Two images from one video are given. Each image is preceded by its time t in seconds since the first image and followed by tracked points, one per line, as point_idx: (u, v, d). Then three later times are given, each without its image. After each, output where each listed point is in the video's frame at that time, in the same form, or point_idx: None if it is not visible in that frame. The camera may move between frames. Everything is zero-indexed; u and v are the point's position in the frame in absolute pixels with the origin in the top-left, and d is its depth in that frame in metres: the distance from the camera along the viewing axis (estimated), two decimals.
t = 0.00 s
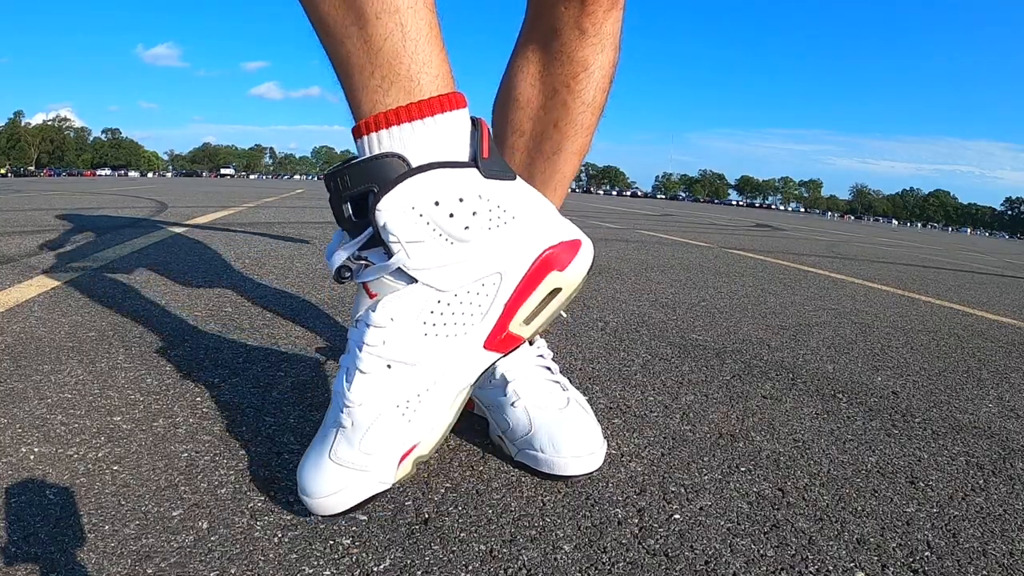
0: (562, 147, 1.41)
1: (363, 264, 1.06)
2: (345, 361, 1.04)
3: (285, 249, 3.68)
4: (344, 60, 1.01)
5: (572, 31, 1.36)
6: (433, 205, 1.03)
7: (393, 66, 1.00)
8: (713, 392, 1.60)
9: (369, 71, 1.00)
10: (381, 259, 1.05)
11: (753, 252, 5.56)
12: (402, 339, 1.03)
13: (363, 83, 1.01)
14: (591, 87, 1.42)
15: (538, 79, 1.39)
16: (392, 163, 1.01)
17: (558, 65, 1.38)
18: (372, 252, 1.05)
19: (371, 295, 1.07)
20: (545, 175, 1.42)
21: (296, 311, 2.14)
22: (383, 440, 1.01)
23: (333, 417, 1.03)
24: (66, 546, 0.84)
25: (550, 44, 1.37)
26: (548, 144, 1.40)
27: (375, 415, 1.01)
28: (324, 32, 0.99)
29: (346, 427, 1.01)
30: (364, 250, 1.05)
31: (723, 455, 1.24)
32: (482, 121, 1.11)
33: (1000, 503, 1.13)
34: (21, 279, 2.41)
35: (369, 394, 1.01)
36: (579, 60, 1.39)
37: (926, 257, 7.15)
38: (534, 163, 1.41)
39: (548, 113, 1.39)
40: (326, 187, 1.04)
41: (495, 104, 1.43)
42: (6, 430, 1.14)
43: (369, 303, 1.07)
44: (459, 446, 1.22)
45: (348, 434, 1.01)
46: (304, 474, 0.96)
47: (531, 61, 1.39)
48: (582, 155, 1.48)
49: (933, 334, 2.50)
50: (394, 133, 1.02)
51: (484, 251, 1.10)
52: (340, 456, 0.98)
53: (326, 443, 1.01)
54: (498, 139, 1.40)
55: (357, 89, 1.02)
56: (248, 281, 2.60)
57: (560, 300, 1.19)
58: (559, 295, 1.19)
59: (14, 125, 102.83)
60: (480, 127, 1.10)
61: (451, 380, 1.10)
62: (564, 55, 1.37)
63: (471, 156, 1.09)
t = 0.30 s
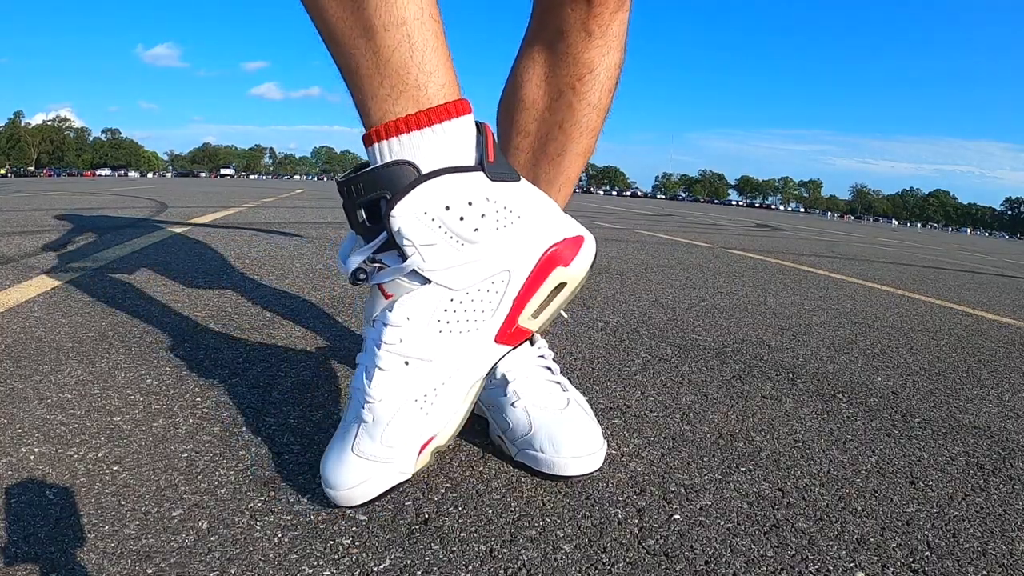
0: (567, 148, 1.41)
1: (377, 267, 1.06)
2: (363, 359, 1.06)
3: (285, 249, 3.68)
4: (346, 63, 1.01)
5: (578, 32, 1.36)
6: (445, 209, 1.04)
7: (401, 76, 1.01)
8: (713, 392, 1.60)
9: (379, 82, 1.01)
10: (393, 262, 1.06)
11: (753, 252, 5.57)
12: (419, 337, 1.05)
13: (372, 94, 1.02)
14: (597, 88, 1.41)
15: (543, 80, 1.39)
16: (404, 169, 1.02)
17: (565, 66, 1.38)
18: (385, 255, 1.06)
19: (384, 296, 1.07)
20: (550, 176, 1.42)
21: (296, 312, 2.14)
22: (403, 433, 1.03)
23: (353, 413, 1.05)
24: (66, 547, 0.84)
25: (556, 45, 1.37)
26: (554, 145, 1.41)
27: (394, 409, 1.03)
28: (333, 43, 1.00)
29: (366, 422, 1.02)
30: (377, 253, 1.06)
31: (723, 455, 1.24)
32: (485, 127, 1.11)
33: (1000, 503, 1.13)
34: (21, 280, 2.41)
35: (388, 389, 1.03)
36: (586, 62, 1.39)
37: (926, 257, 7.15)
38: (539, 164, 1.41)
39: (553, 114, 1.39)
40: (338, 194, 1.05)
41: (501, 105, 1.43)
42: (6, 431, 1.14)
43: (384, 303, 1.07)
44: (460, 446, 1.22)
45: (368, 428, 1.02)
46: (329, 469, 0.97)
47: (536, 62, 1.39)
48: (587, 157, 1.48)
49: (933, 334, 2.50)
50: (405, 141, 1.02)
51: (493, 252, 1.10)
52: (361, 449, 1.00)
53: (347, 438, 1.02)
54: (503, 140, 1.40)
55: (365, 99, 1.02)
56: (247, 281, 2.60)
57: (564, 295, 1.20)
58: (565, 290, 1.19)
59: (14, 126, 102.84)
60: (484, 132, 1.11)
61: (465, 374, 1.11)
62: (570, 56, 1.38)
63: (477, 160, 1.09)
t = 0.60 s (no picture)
0: (573, 148, 1.41)
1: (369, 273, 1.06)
2: (346, 364, 1.06)
3: (285, 249, 3.68)
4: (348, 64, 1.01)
5: (584, 32, 1.36)
6: (442, 220, 1.05)
7: (402, 85, 1.01)
8: (713, 392, 1.60)
9: (380, 89, 1.01)
10: (386, 270, 1.06)
11: (753, 253, 5.57)
12: (405, 344, 1.05)
13: (372, 100, 1.02)
14: (602, 89, 1.42)
15: (550, 79, 1.39)
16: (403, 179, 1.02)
17: (571, 66, 1.38)
18: (378, 263, 1.05)
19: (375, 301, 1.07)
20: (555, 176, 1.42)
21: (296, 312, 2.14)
22: (386, 439, 1.03)
23: (336, 417, 1.05)
24: (66, 547, 0.84)
25: (563, 45, 1.37)
26: (559, 145, 1.41)
27: (379, 415, 1.04)
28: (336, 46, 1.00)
29: (351, 426, 1.03)
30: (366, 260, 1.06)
31: (723, 455, 1.24)
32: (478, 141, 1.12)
33: (1000, 503, 1.13)
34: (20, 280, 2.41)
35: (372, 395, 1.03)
36: (591, 63, 1.39)
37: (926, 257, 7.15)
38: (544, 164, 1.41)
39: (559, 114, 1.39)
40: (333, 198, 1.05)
41: (506, 104, 1.43)
42: (6, 431, 1.14)
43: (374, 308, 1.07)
44: (460, 446, 1.22)
45: (352, 433, 1.03)
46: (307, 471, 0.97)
47: (543, 62, 1.38)
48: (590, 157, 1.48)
49: (933, 334, 2.50)
50: (402, 150, 1.02)
51: (484, 265, 1.11)
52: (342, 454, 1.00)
53: (329, 442, 1.02)
54: (509, 139, 1.40)
55: (365, 105, 1.02)
56: (247, 281, 2.60)
57: (544, 308, 1.19)
58: (544, 303, 1.19)
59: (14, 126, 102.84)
60: (477, 147, 1.12)
61: (451, 379, 1.12)
62: (577, 57, 1.38)
63: (469, 174, 1.10)
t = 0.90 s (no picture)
0: (568, 144, 1.41)
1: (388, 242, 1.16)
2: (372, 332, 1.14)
3: (285, 249, 3.67)
4: (381, 39, 1.06)
5: (576, 30, 1.37)
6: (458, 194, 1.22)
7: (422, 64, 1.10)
8: (713, 392, 1.60)
9: (405, 60, 1.08)
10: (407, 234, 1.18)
11: (753, 253, 5.57)
12: (424, 308, 1.18)
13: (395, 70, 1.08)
14: (596, 85, 1.42)
15: (543, 77, 1.39)
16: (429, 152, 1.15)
17: (564, 63, 1.38)
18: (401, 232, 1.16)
19: (394, 269, 1.16)
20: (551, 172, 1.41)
21: (296, 312, 2.14)
22: (413, 400, 1.14)
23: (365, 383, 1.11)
24: (66, 547, 0.84)
25: (555, 43, 1.38)
26: (554, 141, 1.40)
27: (409, 379, 1.15)
28: (370, 14, 1.04)
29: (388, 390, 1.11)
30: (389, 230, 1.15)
31: (723, 455, 1.24)
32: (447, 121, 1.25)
33: (1000, 503, 1.13)
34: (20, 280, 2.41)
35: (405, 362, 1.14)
36: (584, 60, 1.39)
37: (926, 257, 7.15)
38: (539, 160, 1.40)
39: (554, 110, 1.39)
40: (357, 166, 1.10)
41: (500, 103, 1.43)
42: (6, 431, 1.14)
43: (394, 277, 1.16)
44: (459, 446, 1.22)
45: (387, 398, 1.11)
46: (352, 442, 1.03)
47: (535, 61, 1.39)
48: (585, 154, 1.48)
49: (933, 334, 2.50)
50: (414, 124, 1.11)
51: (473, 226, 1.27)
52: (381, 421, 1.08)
53: (363, 412, 1.09)
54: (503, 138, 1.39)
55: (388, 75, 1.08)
56: (247, 281, 2.60)
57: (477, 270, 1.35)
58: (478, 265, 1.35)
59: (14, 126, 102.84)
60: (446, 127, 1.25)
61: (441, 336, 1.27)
62: (569, 54, 1.38)
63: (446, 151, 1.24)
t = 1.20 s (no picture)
0: (563, 142, 1.41)
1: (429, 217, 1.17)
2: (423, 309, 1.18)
3: (285, 250, 3.67)
4: (452, 24, 1.03)
5: (568, 31, 1.39)
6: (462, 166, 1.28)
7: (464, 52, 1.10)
8: (713, 392, 1.60)
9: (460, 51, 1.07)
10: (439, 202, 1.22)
11: (753, 253, 5.58)
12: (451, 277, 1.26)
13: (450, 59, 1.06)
14: (587, 85, 1.44)
15: (537, 76, 1.39)
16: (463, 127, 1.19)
17: (557, 63, 1.40)
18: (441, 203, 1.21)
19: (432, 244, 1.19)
20: (547, 170, 1.40)
21: (296, 312, 2.14)
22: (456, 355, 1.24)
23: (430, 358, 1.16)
24: (66, 547, 0.84)
25: (548, 44, 1.39)
26: (550, 140, 1.40)
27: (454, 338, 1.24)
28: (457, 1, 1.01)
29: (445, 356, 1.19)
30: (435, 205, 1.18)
31: (723, 455, 1.24)
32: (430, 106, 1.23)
33: (1000, 503, 1.13)
34: (20, 280, 2.41)
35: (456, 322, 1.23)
36: (576, 60, 1.41)
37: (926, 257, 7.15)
38: (534, 159, 1.40)
39: (548, 109, 1.40)
40: (428, 151, 1.08)
41: (492, 104, 1.42)
42: (6, 431, 1.14)
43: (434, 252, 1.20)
44: (460, 446, 1.22)
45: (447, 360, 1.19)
46: (449, 414, 1.13)
47: (528, 60, 1.39)
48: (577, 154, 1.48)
49: (932, 334, 2.50)
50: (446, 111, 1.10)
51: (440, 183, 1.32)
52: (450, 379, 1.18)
53: (437, 385, 1.15)
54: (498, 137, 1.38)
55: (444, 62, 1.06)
56: (247, 281, 2.60)
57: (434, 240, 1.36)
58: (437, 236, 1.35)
59: (14, 126, 102.85)
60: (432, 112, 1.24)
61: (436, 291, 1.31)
62: (562, 54, 1.39)
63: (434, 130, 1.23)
